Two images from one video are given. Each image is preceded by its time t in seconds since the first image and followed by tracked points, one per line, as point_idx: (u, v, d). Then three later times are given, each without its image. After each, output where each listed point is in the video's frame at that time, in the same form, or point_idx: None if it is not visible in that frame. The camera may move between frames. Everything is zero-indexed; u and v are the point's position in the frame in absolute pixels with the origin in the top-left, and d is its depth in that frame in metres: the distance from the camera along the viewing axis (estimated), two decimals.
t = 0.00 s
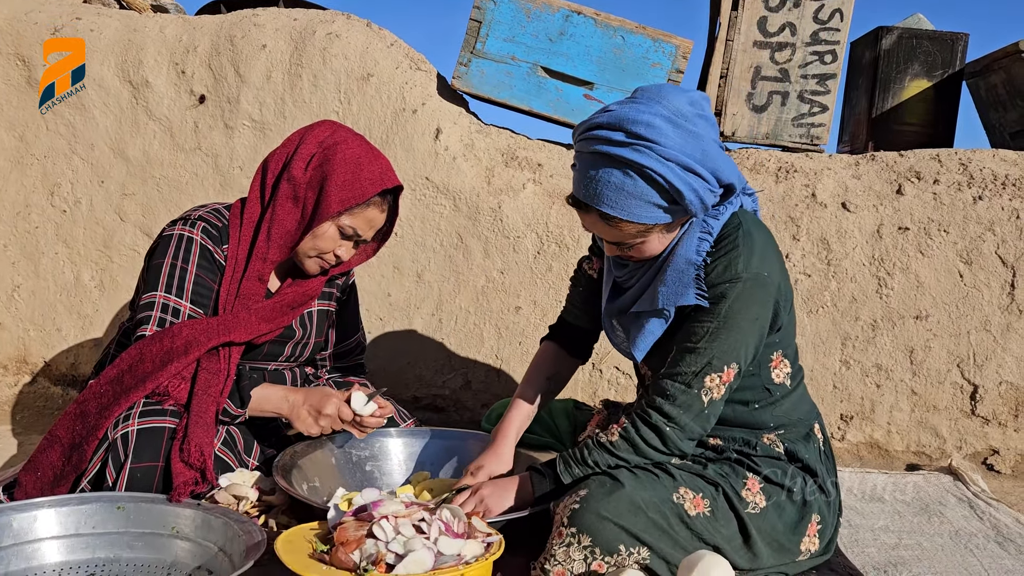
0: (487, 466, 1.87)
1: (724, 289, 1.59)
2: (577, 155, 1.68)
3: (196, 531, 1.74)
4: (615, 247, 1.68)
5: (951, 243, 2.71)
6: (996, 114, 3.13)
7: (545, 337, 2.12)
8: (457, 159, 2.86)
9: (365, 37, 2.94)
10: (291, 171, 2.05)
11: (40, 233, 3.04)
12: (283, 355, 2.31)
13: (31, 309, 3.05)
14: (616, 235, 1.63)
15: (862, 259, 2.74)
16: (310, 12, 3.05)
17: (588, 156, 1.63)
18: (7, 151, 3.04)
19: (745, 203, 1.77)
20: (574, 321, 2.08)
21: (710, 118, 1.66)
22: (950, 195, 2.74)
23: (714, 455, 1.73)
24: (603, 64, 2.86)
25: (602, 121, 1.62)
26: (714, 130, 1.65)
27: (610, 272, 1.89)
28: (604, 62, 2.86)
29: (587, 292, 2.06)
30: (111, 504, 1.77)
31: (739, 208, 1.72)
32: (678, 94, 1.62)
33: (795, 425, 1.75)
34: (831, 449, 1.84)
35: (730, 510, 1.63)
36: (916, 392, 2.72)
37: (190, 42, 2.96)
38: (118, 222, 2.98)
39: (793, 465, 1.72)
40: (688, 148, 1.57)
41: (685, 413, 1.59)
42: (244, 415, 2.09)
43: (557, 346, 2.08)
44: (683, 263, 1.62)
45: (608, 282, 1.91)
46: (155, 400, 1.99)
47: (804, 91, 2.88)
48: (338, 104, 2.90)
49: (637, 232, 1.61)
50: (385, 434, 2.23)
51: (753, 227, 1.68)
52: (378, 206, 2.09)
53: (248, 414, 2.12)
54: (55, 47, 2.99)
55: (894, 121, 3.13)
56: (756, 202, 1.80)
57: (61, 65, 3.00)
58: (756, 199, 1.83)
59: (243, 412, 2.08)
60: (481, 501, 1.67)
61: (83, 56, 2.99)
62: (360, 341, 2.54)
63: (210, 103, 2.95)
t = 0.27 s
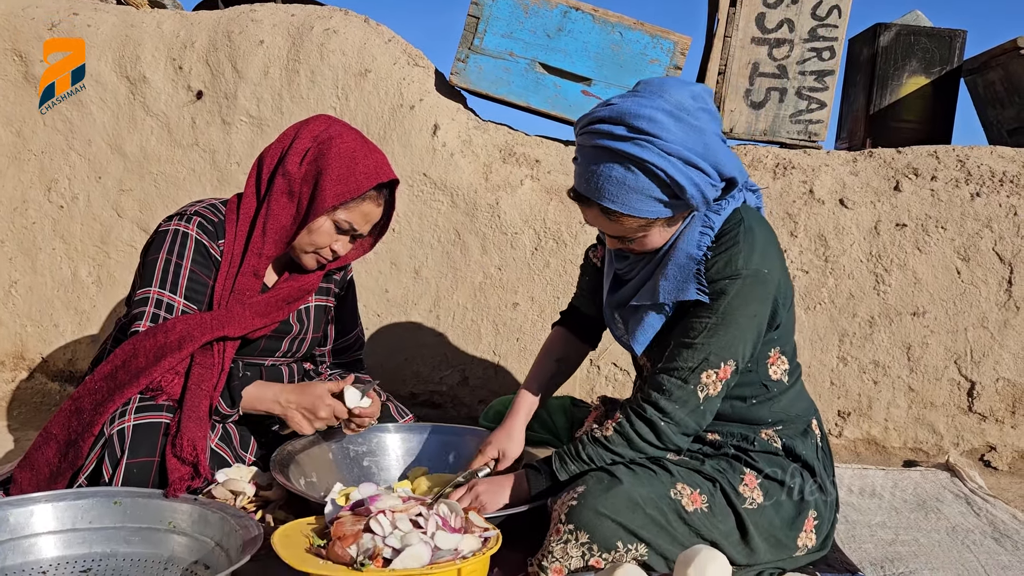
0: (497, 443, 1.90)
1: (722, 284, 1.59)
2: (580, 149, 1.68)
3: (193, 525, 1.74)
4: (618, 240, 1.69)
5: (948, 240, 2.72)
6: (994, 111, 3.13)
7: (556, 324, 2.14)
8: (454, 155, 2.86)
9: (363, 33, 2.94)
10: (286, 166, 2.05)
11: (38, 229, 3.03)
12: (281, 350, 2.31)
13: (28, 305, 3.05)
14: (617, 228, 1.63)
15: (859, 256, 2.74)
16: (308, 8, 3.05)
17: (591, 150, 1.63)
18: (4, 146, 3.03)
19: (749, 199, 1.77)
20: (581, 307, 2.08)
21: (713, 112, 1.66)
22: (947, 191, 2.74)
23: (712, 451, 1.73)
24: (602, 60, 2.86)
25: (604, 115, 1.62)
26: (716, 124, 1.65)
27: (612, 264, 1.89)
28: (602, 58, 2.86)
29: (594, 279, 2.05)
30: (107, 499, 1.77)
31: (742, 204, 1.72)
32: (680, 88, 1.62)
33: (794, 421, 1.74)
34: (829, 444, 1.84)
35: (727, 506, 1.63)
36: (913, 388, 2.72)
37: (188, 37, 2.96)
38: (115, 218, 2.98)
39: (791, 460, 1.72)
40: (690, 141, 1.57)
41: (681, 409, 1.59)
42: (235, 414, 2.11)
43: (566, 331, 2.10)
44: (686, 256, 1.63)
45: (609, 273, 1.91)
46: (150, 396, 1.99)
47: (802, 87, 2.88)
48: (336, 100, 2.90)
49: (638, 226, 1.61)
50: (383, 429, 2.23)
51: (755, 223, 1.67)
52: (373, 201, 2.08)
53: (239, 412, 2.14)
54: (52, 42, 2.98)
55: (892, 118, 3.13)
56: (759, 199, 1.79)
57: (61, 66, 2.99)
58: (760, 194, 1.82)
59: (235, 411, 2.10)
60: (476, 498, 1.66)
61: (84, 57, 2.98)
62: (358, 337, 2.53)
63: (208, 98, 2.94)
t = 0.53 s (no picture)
0: (490, 442, 1.87)
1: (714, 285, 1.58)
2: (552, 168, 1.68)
3: (191, 520, 1.74)
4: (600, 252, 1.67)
5: (947, 236, 2.71)
6: (993, 107, 3.13)
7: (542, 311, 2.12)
8: (453, 151, 2.86)
9: (362, 28, 2.93)
10: (284, 161, 2.04)
11: (35, 225, 3.03)
12: (279, 345, 2.31)
13: (25, 301, 3.04)
14: (593, 245, 1.64)
15: (858, 252, 2.74)
16: (306, 3, 3.04)
17: (560, 171, 1.63)
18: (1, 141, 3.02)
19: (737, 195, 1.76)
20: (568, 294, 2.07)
21: (683, 117, 1.62)
22: (946, 187, 2.74)
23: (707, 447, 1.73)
24: (601, 56, 2.85)
25: (569, 134, 1.61)
26: (686, 129, 1.62)
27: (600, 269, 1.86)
28: (601, 54, 2.85)
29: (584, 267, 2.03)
30: (105, 494, 1.77)
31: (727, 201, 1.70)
32: (643, 99, 1.59)
33: (788, 417, 1.75)
34: (824, 439, 1.84)
35: (725, 501, 1.63)
36: (912, 384, 2.72)
37: (186, 32, 2.95)
38: (112, 213, 2.97)
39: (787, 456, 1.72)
40: (655, 155, 1.55)
41: (674, 409, 1.58)
42: (234, 408, 2.11)
43: (554, 320, 2.09)
44: (672, 261, 1.61)
45: (598, 279, 1.88)
46: (148, 391, 1.99)
47: (801, 83, 2.89)
48: (334, 95, 2.89)
49: (613, 241, 1.61)
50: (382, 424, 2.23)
51: (742, 220, 1.66)
52: (372, 196, 2.07)
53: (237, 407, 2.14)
54: (50, 37, 2.97)
55: (891, 115, 3.13)
56: (745, 196, 1.77)
57: (62, 66, 2.98)
58: (747, 189, 1.80)
59: (233, 405, 2.10)
60: (467, 494, 1.65)
61: (84, 57, 2.98)
62: (357, 332, 2.53)
63: (206, 93, 2.93)
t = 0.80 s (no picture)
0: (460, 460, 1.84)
1: (717, 284, 1.57)
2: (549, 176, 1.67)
3: (190, 515, 1.73)
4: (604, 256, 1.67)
5: (947, 232, 2.71)
6: (993, 103, 3.13)
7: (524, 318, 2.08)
8: (453, 146, 2.85)
9: (361, 24, 2.93)
10: (283, 156, 2.04)
11: (34, 220, 3.02)
12: (278, 341, 2.31)
13: (24, 297, 3.04)
14: (593, 252, 1.64)
15: (858, 247, 2.74)
16: None
17: (556, 181, 1.62)
18: None
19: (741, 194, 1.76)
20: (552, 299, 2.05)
21: (677, 118, 1.58)
22: (946, 183, 2.74)
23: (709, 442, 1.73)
24: (600, 52, 2.85)
25: (562, 144, 1.59)
26: (680, 132, 1.58)
27: (608, 272, 1.85)
28: (601, 49, 2.85)
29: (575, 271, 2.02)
30: (104, 489, 1.77)
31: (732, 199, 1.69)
32: (635, 104, 1.56)
33: (790, 412, 1.74)
34: (826, 435, 1.83)
35: (725, 496, 1.62)
36: (912, 380, 2.72)
37: (185, 28, 2.94)
38: (112, 209, 2.97)
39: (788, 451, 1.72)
40: (649, 163, 1.53)
41: (677, 408, 1.57)
42: (230, 404, 2.09)
43: (538, 328, 2.05)
44: (680, 262, 1.60)
45: (606, 281, 1.87)
46: (146, 386, 1.98)
47: (801, 79, 2.90)
48: (333, 90, 2.89)
49: (612, 248, 1.61)
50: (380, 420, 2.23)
51: (750, 221, 1.65)
52: (371, 192, 2.07)
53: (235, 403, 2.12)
54: (49, 32, 2.97)
55: (891, 111, 3.13)
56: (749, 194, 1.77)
57: (62, 65, 2.98)
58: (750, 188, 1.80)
59: (229, 401, 2.08)
60: (467, 488, 1.65)
61: (83, 56, 2.97)
62: (357, 328, 2.52)
63: (205, 89, 2.93)
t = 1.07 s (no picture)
0: (493, 429, 1.89)
1: (716, 281, 1.56)
2: (555, 162, 1.67)
3: (189, 509, 1.73)
4: (603, 248, 1.68)
5: (946, 227, 2.71)
6: (992, 99, 3.13)
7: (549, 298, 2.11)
8: (452, 141, 2.85)
9: (360, 19, 2.92)
10: (281, 151, 2.03)
11: (32, 215, 3.02)
12: (277, 335, 2.31)
13: (23, 292, 3.03)
14: (594, 241, 1.64)
15: (857, 243, 2.74)
16: None
17: (561, 167, 1.62)
18: None
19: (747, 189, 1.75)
20: (570, 281, 2.07)
21: (686, 113, 1.59)
22: (945, 178, 2.74)
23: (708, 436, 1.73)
24: (599, 46, 2.85)
25: (569, 130, 1.60)
26: (688, 127, 1.59)
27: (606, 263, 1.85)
28: (600, 44, 2.85)
29: (585, 257, 2.03)
30: (103, 482, 1.77)
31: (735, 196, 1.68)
32: (644, 96, 1.56)
33: (790, 407, 1.74)
34: (825, 431, 1.83)
35: (724, 489, 1.63)
36: (910, 375, 2.72)
37: (183, 22, 2.94)
38: (110, 203, 2.96)
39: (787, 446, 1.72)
40: (654, 155, 1.53)
41: (673, 404, 1.57)
42: (229, 397, 2.10)
43: (559, 306, 2.09)
44: (676, 257, 1.60)
45: (604, 272, 1.87)
46: (144, 380, 1.98)
47: (800, 74, 2.90)
48: (332, 85, 2.89)
49: (613, 239, 1.61)
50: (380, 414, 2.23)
51: (750, 216, 1.64)
52: (370, 187, 2.06)
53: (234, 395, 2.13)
54: (47, 26, 2.97)
55: (890, 106, 3.13)
56: (755, 188, 1.77)
57: (62, 66, 2.98)
58: (757, 183, 1.79)
59: (228, 394, 2.09)
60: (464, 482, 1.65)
61: (83, 56, 2.96)
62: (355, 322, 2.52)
63: (204, 84, 2.92)
